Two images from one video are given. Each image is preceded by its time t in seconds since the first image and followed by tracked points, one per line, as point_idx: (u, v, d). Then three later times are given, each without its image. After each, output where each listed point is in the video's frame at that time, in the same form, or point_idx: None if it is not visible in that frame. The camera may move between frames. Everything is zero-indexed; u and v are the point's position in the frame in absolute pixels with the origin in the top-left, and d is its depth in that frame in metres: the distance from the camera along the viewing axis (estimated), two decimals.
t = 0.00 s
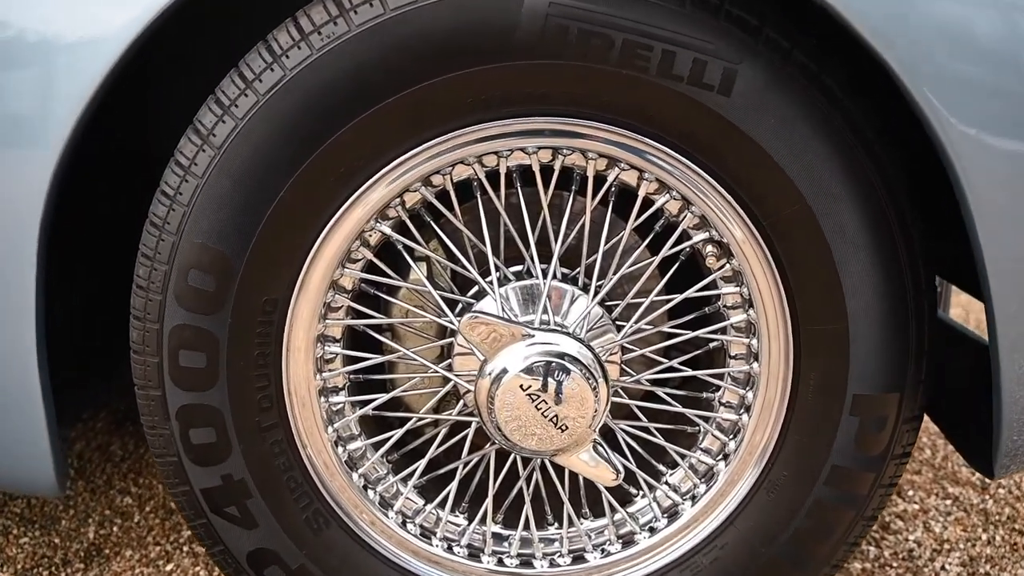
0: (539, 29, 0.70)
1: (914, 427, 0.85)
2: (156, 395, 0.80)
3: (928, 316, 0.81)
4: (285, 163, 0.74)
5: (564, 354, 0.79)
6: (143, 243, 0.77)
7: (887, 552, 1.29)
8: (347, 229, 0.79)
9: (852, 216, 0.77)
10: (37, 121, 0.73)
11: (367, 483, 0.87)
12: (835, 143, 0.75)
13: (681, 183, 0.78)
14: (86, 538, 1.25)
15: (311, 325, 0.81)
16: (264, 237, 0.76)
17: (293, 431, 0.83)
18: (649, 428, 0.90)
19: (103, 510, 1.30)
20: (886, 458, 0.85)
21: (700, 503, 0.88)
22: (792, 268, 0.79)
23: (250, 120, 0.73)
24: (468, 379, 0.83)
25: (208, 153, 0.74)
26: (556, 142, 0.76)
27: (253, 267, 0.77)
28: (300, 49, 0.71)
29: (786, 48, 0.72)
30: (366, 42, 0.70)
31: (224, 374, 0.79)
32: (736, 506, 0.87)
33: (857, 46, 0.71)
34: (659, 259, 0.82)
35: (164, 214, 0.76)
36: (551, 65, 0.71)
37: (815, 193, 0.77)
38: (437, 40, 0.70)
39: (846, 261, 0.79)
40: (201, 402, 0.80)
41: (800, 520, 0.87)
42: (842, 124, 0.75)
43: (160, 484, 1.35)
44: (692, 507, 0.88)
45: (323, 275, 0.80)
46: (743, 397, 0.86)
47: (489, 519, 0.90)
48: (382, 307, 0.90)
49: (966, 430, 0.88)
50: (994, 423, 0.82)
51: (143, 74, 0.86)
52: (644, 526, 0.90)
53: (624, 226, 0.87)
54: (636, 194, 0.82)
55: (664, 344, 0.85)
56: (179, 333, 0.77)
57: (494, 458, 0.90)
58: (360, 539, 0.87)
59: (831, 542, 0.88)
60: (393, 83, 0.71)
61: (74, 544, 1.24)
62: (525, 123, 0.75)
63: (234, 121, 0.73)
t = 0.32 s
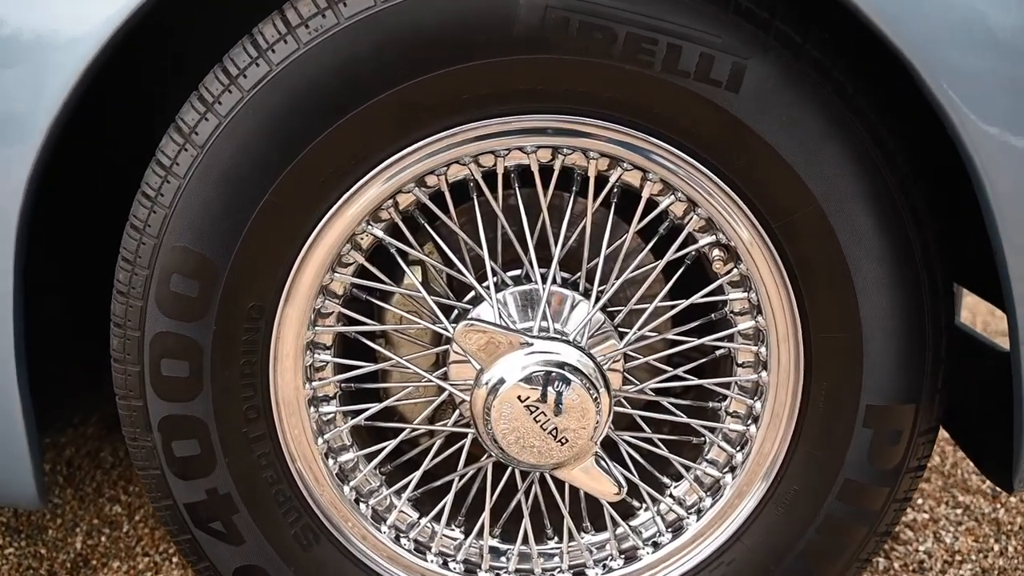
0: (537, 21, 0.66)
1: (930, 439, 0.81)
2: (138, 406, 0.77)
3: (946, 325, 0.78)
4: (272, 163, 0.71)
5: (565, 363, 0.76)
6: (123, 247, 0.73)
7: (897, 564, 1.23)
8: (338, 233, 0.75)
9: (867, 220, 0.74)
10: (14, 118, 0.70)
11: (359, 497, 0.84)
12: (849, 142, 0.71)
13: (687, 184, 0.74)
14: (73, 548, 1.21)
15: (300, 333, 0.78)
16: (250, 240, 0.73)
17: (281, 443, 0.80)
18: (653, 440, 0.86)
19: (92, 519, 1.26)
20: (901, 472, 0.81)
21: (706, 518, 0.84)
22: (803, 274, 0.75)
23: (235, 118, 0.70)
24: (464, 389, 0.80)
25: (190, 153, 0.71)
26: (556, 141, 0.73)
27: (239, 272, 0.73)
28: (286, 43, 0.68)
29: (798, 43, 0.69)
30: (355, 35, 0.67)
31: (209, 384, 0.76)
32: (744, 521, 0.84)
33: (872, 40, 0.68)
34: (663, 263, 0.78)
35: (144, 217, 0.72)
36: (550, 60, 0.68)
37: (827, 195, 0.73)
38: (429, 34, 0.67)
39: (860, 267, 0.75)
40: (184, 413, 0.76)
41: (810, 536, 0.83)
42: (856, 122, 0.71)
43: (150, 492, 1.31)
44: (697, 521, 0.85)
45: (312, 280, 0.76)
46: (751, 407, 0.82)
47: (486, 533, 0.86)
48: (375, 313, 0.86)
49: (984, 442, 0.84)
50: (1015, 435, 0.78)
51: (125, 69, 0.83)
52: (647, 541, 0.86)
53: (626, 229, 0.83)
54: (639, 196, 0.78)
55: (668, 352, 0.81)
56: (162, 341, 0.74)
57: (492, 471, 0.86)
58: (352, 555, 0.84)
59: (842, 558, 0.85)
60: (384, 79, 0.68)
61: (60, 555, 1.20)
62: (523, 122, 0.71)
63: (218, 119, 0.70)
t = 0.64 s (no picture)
0: (534, 12, 0.63)
1: (947, 450, 0.78)
2: (119, 416, 0.73)
3: (964, 332, 0.74)
4: (258, 162, 0.67)
5: (565, 371, 0.72)
6: (103, 250, 0.70)
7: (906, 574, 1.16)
8: (328, 235, 0.72)
9: (882, 222, 0.70)
10: None
11: (350, 510, 0.80)
12: (864, 140, 0.68)
13: (694, 184, 0.71)
14: (61, 559, 1.15)
15: (288, 340, 0.74)
16: (235, 243, 0.69)
17: (269, 454, 0.76)
18: (658, 451, 0.82)
19: (80, 528, 1.20)
20: (916, 485, 0.78)
21: (712, 532, 0.81)
22: (815, 278, 0.72)
23: (218, 115, 0.66)
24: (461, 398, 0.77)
25: (172, 152, 0.67)
26: (556, 138, 0.69)
27: (223, 277, 0.70)
28: (271, 36, 0.65)
29: (811, 35, 0.65)
30: (342, 27, 0.63)
31: (192, 394, 0.72)
32: (752, 535, 0.80)
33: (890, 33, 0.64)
34: (669, 267, 0.75)
35: (124, 218, 0.69)
36: (548, 55, 0.64)
37: (841, 196, 0.70)
38: (421, 25, 0.63)
39: (876, 271, 0.71)
40: (167, 424, 0.73)
41: (821, 552, 0.80)
42: (872, 119, 0.68)
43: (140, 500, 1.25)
44: (703, 535, 0.81)
45: (301, 285, 0.73)
46: (759, 417, 0.79)
47: (483, 547, 0.83)
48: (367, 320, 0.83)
49: (1003, 453, 0.81)
50: None
51: (106, 64, 0.80)
52: (651, 556, 0.83)
53: (630, 231, 0.79)
54: (643, 196, 0.75)
55: (674, 359, 0.78)
56: (143, 349, 0.71)
57: (490, 482, 0.83)
58: (344, 569, 0.81)
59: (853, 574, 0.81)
60: (374, 73, 0.64)
61: (47, 566, 1.14)
62: (521, 119, 0.68)
63: (200, 116, 0.66)
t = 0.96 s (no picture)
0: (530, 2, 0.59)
1: (963, 463, 0.75)
2: (97, 426, 0.70)
3: (981, 339, 0.71)
4: (241, 161, 0.64)
5: (563, 380, 0.69)
6: (79, 253, 0.67)
7: None
8: (316, 237, 0.68)
9: (897, 224, 0.67)
10: None
11: (340, 522, 0.77)
12: (878, 138, 0.65)
13: (699, 185, 0.67)
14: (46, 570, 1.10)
15: (274, 347, 0.71)
16: (217, 246, 0.66)
17: (254, 466, 0.73)
18: (662, 462, 0.79)
19: (68, 537, 1.14)
20: (930, 499, 0.75)
21: (716, 546, 0.78)
22: (825, 283, 0.69)
23: (199, 112, 0.63)
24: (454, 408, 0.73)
25: (150, 150, 0.64)
26: (555, 136, 0.66)
27: (205, 282, 0.67)
28: (254, 28, 0.61)
29: (821, 26, 0.62)
30: (328, 17, 0.60)
31: (173, 403, 0.69)
32: (759, 549, 0.77)
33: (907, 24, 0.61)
34: (673, 270, 0.72)
35: (101, 219, 0.66)
36: (545, 47, 0.61)
37: (854, 196, 0.66)
38: (410, 16, 0.60)
39: (890, 275, 0.68)
40: (147, 435, 0.70)
41: (830, 567, 0.77)
42: (886, 116, 0.64)
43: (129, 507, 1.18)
44: (707, 550, 0.78)
45: (287, 288, 0.70)
46: (766, 427, 0.75)
47: (479, 561, 0.80)
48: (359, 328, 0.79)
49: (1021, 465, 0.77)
50: None
51: (84, 58, 0.76)
52: (654, 570, 0.80)
53: (631, 232, 0.76)
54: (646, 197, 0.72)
55: (677, 366, 0.74)
56: (122, 356, 0.68)
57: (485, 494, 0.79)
58: None
59: None
60: (361, 68, 0.61)
61: None
62: (517, 116, 0.65)
63: (180, 112, 0.63)
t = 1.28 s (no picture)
0: None
1: (981, 477, 0.72)
2: (76, 438, 0.68)
3: (1000, 346, 0.68)
4: (225, 162, 0.61)
5: (564, 392, 0.66)
6: (58, 258, 0.64)
7: None
8: (306, 241, 0.65)
9: (912, 227, 0.64)
10: None
11: (332, 537, 0.74)
12: (894, 138, 0.62)
13: (706, 186, 0.65)
14: None
15: (263, 355, 0.68)
16: (202, 251, 0.63)
17: (242, 479, 0.70)
18: (666, 474, 0.76)
19: (57, 546, 1.08)
20: (947, 513, 0.72)
21: (723, 562, 0.75)
22: (837, 288, 0.66)
23: (181, 110, 0.60)
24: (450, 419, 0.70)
25: (131, 150, 0.61)
26: (556, 136, 0.63)
27: (189, 288, 0.64)
28: (239, 23, 0.58)
29: (835, 21, 0.59)
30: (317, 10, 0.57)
31: (156, 414, 0.66)
32: (766, 565, 0.74)
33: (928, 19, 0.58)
34: (678, 275, 0.69)
35: (80, 223, 0.63)
36: (545, 43, 0.58)
37: (869, 198, 0.63)
38: (402, 9, 0.57)
39: (905, 280, 0.65)
40: (129, 448, 0.67)
41: None
42: (903, 115, 0.61)
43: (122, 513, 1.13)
44: (714, 565, 0.75)
45: (276, 295, 0.67)
46: (774, 438, 0.72)
47: None
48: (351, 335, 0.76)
49: None
50: None
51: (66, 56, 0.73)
52: None
53: (634, 235, 0.73)
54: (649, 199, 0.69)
55: (683, 375, 0.71)
56: (102, 366, 0.65)
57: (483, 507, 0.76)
58: None
59: None
60: (353, 65, 0.58)
61: None
62: (515, 115, 0.62)
63: (162, 111, 0.60)
